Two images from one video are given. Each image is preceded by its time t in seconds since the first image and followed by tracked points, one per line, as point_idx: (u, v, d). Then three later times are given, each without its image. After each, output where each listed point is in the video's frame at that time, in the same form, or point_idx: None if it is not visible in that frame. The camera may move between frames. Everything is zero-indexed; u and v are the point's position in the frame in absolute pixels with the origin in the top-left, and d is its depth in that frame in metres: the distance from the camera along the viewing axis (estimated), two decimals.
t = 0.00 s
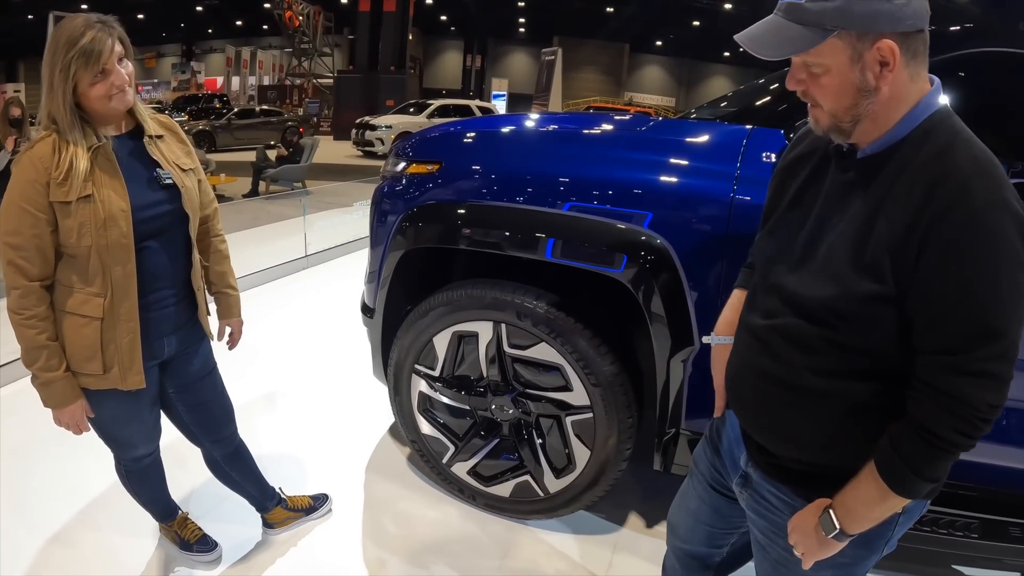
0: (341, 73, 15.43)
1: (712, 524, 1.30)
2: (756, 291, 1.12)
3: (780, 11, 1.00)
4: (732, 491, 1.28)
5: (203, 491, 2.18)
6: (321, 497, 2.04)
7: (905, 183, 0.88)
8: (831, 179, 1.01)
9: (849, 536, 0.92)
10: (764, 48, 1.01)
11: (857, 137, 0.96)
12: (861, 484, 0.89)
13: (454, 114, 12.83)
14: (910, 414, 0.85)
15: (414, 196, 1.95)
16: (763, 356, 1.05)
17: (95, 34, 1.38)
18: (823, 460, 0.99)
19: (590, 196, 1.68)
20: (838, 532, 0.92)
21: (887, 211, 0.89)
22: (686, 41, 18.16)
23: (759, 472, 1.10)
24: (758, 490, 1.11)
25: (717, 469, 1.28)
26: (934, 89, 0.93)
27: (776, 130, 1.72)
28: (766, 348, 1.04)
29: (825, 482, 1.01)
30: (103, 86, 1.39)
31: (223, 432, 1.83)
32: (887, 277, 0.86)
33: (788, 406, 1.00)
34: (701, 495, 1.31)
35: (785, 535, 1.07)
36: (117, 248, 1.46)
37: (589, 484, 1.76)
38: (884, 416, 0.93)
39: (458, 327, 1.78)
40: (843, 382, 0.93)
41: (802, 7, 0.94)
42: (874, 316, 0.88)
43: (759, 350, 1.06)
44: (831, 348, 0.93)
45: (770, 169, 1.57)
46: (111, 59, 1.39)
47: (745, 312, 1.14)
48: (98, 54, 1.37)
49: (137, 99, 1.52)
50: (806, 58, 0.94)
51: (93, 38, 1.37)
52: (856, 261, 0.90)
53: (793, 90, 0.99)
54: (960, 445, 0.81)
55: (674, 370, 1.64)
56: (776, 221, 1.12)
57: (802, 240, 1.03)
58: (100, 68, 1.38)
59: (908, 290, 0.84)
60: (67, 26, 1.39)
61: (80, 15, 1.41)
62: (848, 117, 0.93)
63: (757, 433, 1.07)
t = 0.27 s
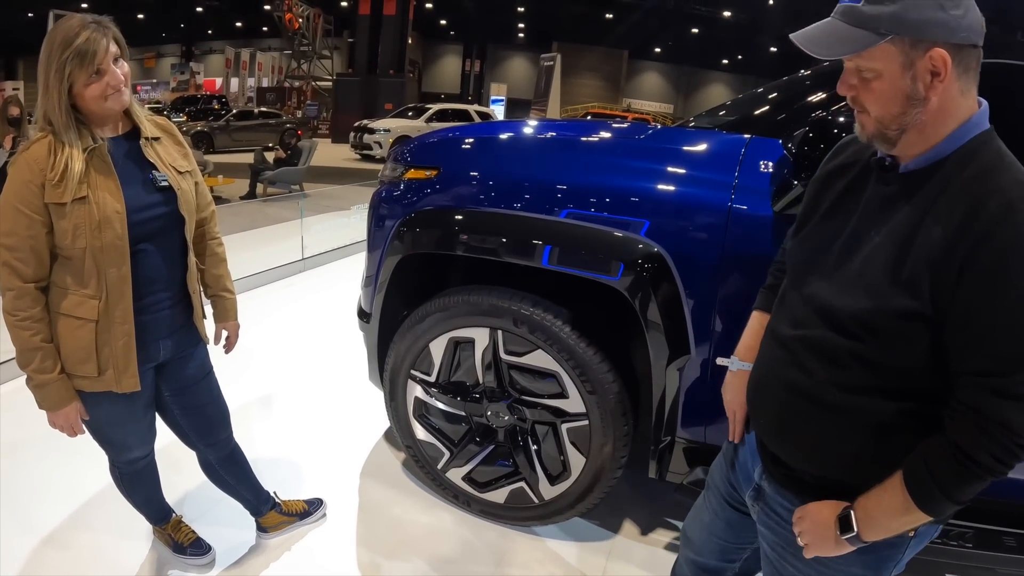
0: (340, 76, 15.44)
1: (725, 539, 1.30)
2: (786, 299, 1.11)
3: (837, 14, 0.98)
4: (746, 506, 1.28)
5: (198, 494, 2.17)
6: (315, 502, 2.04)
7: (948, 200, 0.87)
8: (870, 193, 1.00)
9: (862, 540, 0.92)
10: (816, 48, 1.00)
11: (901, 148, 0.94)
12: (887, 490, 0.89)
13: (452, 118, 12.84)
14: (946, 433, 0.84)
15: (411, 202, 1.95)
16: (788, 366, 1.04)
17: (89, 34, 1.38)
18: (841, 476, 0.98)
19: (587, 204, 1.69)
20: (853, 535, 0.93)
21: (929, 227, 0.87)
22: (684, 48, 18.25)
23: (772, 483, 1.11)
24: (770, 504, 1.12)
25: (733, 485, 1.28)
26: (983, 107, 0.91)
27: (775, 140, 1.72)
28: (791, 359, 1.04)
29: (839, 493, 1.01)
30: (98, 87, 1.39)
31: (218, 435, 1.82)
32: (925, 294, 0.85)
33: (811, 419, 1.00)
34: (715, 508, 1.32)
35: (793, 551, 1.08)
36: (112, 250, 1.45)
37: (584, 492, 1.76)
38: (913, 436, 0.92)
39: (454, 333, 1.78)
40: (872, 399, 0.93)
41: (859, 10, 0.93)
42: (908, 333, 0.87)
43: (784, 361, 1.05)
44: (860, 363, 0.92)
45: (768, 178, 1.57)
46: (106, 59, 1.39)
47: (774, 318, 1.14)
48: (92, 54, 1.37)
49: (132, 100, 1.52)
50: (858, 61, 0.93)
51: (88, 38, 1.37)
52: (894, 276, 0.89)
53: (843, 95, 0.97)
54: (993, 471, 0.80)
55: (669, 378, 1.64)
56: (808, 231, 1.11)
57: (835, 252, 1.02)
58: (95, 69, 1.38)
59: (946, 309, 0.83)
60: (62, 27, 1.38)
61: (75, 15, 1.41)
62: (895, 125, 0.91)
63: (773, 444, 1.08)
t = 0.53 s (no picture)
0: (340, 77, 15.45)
1: (738, 549, 1.30)
2: (808, 307, 1.11)
3: (874, 20, 0.99)
4: (757, 516, 1.27)
5: (195, 495, 2.17)
6: (312, 504, 2.04)
7: (975, 214, 0.86)
8: (895, 204, 1.01)
9: (881, 557, 0.92)
10: (850, 52, 1.01)
11: (928, 159, 0.94)
12: (904, 506, 0.89)
13: (451, 121, 12.86)
14: (963, 447, 0.84)
15: (410, 205, 1.95)
16: (809, 375, 1.04)
17: (91, 37, 1.38)
18: (856, 488, 0.99)
19: (586, 208, 1.69)
20: (872, 552, 0.92)
21: (955, 239, 0.87)
22: (683, 53, 18.31)
23: (785, 493, 1.11)
24: (781, 514, 1.12)
25: (745, 495, 1.28)
26: (1012, 124, 0.92)
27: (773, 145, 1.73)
28: (813, 368, 1.03)
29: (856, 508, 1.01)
30: (98, 89, 1.40)
31: (215, 437, 1.82)
32: (949, 307, 0.84)
33: (829, 428, 1.00)
34: (726, 518, 1.31)
35: (803, 561, 1.09)
36: (111, 251, 1.45)
37: (581, 495, 1.76)
38: (933, 448, 0.92)
39: (452, 336, 1.79)
40: (893, 411, 0.92)
41: (894, 16, 0.94)
42: (931, 345, 0.87)
43: (805, 369, 1.05)
44: (882, 374, 0.92)
45: (765, 184, 1.58)
46: (107, 62, 1.40)
47: (795, 324, 1.14)
48: (92, 57, 1.37)
49: (131, 102, 1.52)
50: (891, 68, 0.94)
51: (90, 41, 1.38)
52: (919, 286, 0.88)
53: (874, 102, 0.98)
54: (1011, 485, 0.80)
55: (667, 382, 1.65)
56: (835, 238, 1.10)
57: (859, 260, 1.02)
58: (96, 71, 1.38)
59: (969, 323, 0.82)
60: (62, 29, 1.38)
61: (76, 17, 1.41)
62: (924, 133, 0.92)
63: (790, 454, 1.08)
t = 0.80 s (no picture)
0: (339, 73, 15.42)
1: (739, 553, 1.30)
2: (814, 309, 1.10)
3: (903, 12, 0.99)
4: (758, 519, 1.28)
5: (191, 490, 2.17)
6: (308, 500, 2.04)
7: (986, 217, 0.86)
8: (903, 207, 1.01)
9: (879, 569, 0.93)
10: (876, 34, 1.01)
11: (943, 155, 0.95)
12: (897, 518, 0.90)
13: (451, 118, 12.85)
14: (953, 449, 0.85)
15: (408, 201, 1.95)
16: (817, 377, 1.04)
17: (96, 35, 1.38)
18: (864, 492, 0.99)
19: (584, 206, 1.69)
20: (868, 565, 0.93)
21: (967, 240, 0.87)
22: (683, 52, 18.29)
23: (789, 498, 1.11)
24: (784, 517, 1.12)
25: (747, 500, 1.28)
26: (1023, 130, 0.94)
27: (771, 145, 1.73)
28: (820, 370, 1.03)
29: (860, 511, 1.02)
30: (99, 86, 1.40)
31: (212, 432, 1.83)
32: (961, 307, 0.84)
33: (838, 430, 1.00)
34: (727, 521, 1.32)
35: (804, 562, 1.10)
36: (109, 245, 1.45)
37: (577, 493, 1.77)
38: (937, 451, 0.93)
39: (449, 333, 1.79)
40: (900, 413, 0.93)
41: (926, 6, 0.94)
42: (940, 346, 0.87)
43: (813, 372, 1.05)
44: (891, 376, 0.92)
45: (763, 183, 1.58)
46: (109, 61, 1.39)
47: (802, 325, 1.13)
48: (97, 56, 1.37)
49: (129, 97, 1.52)
50: (916, 58, 0.94)
51: (95, 40, 1.37)
52: (931, 286, 0.88)
53: (894, 93, 0.98)
54: (1004, 486, 0.80)
55: (662, 381, 1.65)
56: (843, 239, 1.10)
57: (868, 262, 1.01)
58: (98, 70, 1.38)
59: (980, 324, 0.82)
60: (65, 25, 1.37)
61: (80, 13, 1.41)
62: (943, 126, 0.92)
63: (795, 457, 1.08)
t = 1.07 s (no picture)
0: (342, 78, 15.48)
1: (746, 560, 1.30)
2: (821, 312, 1.10)
3: (909, 15, 1.00)
4: (766, 527, 1.27)
5: (194, 496, 2.17)
6: (312, 506, 2.04)
7: (995, 225, 0.87)
8: (909, 212, 1.01)
9: None
10: (882, 36, 1.01)
11: (948, 161, 0.95)
12: (914, 525, 0.89)
13: (453, 123, 12.87)
14: (966, 456, 0.85)
15: (411, 208, 1.96)
16: (825, 384, 1.03)
17: (104, 46, 1.39)
18: (872, 499, 0.99)
19: (587, 212, 1.70)
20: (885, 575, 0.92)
21: (977, 247, 0.87)
22: (685, 56, 18.30)
23: (796, 505, 1.11)
24: (790, 524, 1.12)
25: (753, 507, 1.28)
26: None
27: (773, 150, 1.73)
28: (828, 377, 1.03)
29: (868, 519, 1.01)
30: (105, 95, 1.41)
31: (216, 438, 1.83)
32: (971, 315, 0.84)
33: (849, 438, 0.99)
34: (735, 528, 1.32)
35: (809, 568, 1.10)
36: (113, 252, 1.46)
37: (581, 499, 1.76)
38: (945, 457, 0.93)
39: (452, 339, 1.79)
40: (910, 420, 0.92)
41: (931, 9, 0.95)
42: (951, 353, 0.87)
43: (820, 378, 1.04)
44: (901, 383, 0.92)
45: (766, 189, 1.58)
46: (115, 71, 1.41)
47: (807, 332, 1.12)
48: (104, 66, 1.38)
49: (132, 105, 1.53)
50: (922, 62, 0.94)
51: (102, 50, 1.38)
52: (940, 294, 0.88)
53: (900, 97, 0.99)
54: (1016, 492, 0.81)
55: (666, 386, 1.65)
56: (847, 244, 1.10)
57: (874, 269, 1.01)
58: (105, 80, 1.39)
59: (991, 331, 0.82)
60: (72, 33, 1.38)
61: (88, 22, 1.42)
62: (949, 130, 0.93)
63: (803, 464, 1.08)
